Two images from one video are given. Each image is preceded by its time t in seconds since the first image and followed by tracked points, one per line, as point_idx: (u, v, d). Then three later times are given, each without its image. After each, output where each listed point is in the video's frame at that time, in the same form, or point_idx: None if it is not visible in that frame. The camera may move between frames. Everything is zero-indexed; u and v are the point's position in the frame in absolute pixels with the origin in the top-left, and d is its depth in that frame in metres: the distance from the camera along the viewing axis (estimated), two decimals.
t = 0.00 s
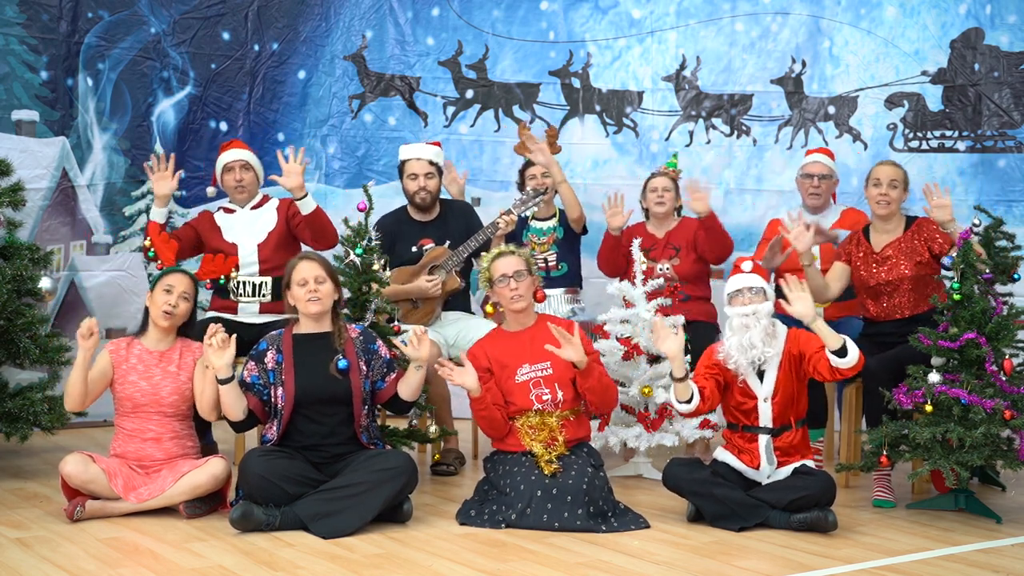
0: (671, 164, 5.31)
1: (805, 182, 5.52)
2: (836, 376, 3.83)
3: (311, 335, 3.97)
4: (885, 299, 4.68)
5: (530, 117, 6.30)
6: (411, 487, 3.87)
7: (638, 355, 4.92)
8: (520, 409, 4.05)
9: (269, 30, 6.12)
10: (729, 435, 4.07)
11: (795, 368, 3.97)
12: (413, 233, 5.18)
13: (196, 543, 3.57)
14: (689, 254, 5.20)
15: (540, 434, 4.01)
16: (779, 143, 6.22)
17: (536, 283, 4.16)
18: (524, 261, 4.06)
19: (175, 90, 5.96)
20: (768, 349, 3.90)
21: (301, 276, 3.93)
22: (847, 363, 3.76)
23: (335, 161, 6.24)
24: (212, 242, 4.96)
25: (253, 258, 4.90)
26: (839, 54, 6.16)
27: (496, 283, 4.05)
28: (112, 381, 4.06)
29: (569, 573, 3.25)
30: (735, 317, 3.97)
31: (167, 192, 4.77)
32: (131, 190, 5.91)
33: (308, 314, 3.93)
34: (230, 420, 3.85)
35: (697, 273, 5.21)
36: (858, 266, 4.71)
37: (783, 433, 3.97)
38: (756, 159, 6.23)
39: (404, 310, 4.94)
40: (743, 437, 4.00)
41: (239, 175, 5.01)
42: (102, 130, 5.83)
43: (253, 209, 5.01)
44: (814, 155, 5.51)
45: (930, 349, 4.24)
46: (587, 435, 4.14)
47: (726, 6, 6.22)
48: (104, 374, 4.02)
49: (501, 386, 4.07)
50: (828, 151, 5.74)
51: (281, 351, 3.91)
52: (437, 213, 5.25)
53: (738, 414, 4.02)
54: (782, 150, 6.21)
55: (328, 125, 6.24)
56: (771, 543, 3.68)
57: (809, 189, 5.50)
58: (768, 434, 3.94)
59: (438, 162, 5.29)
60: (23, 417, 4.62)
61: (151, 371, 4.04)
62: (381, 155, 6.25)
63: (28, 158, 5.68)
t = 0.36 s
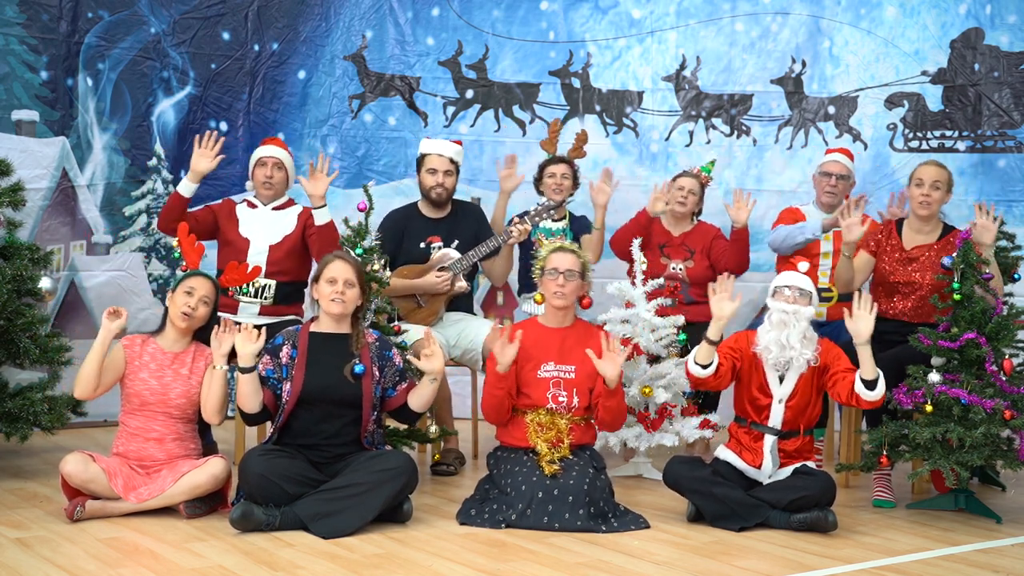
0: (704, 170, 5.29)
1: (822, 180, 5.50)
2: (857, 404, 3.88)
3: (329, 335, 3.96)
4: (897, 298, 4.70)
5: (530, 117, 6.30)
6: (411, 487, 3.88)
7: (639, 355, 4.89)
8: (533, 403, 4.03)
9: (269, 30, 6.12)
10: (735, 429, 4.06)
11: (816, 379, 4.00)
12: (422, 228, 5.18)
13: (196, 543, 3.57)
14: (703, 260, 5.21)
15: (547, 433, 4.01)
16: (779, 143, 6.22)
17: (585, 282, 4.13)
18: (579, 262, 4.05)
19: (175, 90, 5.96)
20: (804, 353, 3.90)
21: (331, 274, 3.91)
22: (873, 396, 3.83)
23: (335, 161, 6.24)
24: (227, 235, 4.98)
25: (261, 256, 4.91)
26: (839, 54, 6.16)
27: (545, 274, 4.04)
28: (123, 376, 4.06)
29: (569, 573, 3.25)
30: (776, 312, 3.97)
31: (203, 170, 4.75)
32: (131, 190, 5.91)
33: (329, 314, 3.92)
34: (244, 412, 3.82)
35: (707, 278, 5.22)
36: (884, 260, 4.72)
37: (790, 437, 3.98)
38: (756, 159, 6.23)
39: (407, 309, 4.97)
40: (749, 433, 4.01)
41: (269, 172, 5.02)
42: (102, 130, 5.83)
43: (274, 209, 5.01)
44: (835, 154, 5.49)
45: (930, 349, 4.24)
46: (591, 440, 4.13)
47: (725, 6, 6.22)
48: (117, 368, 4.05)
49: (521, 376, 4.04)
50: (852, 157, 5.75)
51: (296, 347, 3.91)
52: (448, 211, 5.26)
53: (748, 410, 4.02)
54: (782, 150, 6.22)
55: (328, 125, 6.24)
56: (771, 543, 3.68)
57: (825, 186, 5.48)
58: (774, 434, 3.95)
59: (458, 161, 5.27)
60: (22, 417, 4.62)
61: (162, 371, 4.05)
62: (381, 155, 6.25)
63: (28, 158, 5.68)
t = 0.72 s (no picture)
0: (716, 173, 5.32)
1: (832, 180, 5.47)
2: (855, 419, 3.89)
3: (333, 336, 3.95)
4: (903, 298, 4.70)
5: (530, 117, 6.30)
6: (411, 487, 3.88)
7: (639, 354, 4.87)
8: (543, 397, 4.05)
9: (269, 30, 6.11)
10: (739, 426, 4.07)
11: (825, 385, 3.99)
12: (432, 229, 5.17)
13: (196, 543, 3.57)
14: (705, 265, 5.25)
15: (553, 433, 4.02)
16: (779, 143, 6.23)
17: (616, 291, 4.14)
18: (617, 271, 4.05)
19: (174, 90, 5.96)
20: (821, 358, 3.86)
21: (342, 275, 3.90)
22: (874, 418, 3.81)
23: (335, 161, 6.24)
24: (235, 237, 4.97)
25: (269, 262, 4.90)
26: (839, 54, 6.16)
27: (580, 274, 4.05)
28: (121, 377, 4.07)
29: (569, 573, 3.25)
30: (798, 314, 3.93)
31: (212, 182, 4.78)
32: (131, 190, 5.91)
33: (335, 316, 3.92)
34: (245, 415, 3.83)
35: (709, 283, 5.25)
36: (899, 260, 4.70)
37: (794, 439, 3.99)
38: (756, 159, 6.23)
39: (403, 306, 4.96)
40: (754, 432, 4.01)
41: (286, 175, 5.01)
42: (102, 130, 5.83)
43: (287, 214, 5.01)
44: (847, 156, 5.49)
45: (930, 349, 4.23)
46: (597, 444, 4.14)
47: (726, 6, 6.22)
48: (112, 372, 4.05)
49: (534, 371, 4.07)
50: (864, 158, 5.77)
51: (299, 348, 3.90)
52: (458, 216, 5.26)
53: (754, 408, 4.02)
54: (782, 150, 6.22)
55: (328, 125, 6.23)
56: (771, 543, 3.68)
57: (835, 188, 5.44)
58: (779, 435, 3.95)
59: (475, 167, 5.26)
60: (22, 417, 4.62)
61: (161, 372, 4.05)
62: (382, 155, 6.26)
63: (28, 158, 5.68)
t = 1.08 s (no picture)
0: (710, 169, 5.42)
1: (831, 180, 5.46)
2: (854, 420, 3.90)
3: (330, 337, 3.95)
4: (902, 299, 4.70)
5: (530, 117, 6.30)
6: (412, 487, 3.88)
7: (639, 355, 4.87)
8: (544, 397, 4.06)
9: (269, 30, 6.11)
10: (740, 426, 4.07)
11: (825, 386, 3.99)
12: (434, 229, 5.17)
13: (196, 543, 3.57)
14: (703, 263, 5.24)
15: (556, 433, 4.02)
16: (779, 143, 6.23)
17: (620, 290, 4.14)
18: (621, 271, 4.06)
19: (174, 89, 5.95)
20: (825, 357, 3.87)
21: (342, 275, 3.91)
22: (874, 423, 3.82)
23: (335, 161, 6.24)
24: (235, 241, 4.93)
25: (270, 262, 4.88)
26: (839, 54, 6.16)
27: (585, 273, 4.06)
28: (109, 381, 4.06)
29: (569, 573, 3.25)
30: (802, 313, 3.95)
31: (207, 184, 4.73)
32: (131, 190, 5.91)
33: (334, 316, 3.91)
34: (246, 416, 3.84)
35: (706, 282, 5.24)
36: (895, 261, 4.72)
37: (795, 439, 3.98)
38: (756, 159, 6.24)
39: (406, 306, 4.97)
40: (755, 431, 4.01)
41: (281, 175, 5.00)
42: (102, 130, 5.83)
43: (284, 214, 4.98)
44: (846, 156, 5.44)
45: (930, 349, 4.23)
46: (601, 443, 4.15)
47: (726, 6, 6.22)
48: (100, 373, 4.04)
49: (538, 370, 4.08)
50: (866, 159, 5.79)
51: (296, 348, 3.90)
52: (461, 216, 5.26)
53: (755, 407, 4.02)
54: (782, 150, 6.22)
55: (328, 125, 6.23)
56: (771, 543, 3.68)
57: (834, 187, 5.44)
58: (779, 434, 3.94)
59: (478, 165, 5.25)
60: (22, 417, 4.62)
61: (147, 373, 4.05)
62: (382, 156, 6.26)
63: (28, 158, 5.68)
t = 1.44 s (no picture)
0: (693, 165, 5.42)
1: (815, 180, 5.43)
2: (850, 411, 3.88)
3: (321, 338, 3.95)
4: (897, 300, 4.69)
5: (530, 117, 6.30)
6: (412, 487, 3.88)
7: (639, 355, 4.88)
8: (538, 401, 4.04)
9: (269, 30, 6.11)
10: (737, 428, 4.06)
11: (817, 382, 4.00)
12: (429, 230, 5.17)
13: (196, 543, 3.57)
14: (699, 262, 5.22)
15: (552, 434, 4.02)
16: (779, 143, 6.22)
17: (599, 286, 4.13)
18: (597, 265, 4.05)
19: (175, 89, 5.96)
20: (812, 352, 3.89)
21: (324, 275, 3.90)
22: (870, 412, 3.80)
23: (335, 161, 6.24)
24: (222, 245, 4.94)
25: (259, 262, 4.88)
26: (839, 54, 6.16)
27: (561, 273, 4.04)
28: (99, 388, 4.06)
29: (569, 573, 3.25)
30: (782, 313, 3.95)
31: (188, 192, 4.86)
32: (131, 190, 5.91)
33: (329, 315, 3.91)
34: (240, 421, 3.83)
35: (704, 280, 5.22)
36: (885, 262, 4.72)
37: (793, 439, 4.00)
38: (756, 159, 6.24)
39: (406, 308, 4.97)
40: (751, 433, 4.01)
41: (257, 173, 4.98)
42: (102, 130, 5.83)
43: (264, 212, 4.99)
44: (826, 155, 5.42)
45: (930, 349, 4.23)
46: (597, 441, 4.12)
47: (725, 6, 6.22)
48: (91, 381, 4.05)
49: (528, 374, 4.05)
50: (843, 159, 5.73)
51: (287, 352, 3.91)
52: (456, 217, 5.25)
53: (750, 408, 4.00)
54: (782, 150, 6.22)
55: (328, 125, 6.23)
56: (771, 543, 3.68)
57: (819, 186, 5.40)
58: (777, 434, 3.95)
59: (469, 166, 5.26)
60: (22, 417, 4.62)
61: (133, 375, 4.05)
62: (381, 155, 6.25)
63: (28, 158, 5.68)
